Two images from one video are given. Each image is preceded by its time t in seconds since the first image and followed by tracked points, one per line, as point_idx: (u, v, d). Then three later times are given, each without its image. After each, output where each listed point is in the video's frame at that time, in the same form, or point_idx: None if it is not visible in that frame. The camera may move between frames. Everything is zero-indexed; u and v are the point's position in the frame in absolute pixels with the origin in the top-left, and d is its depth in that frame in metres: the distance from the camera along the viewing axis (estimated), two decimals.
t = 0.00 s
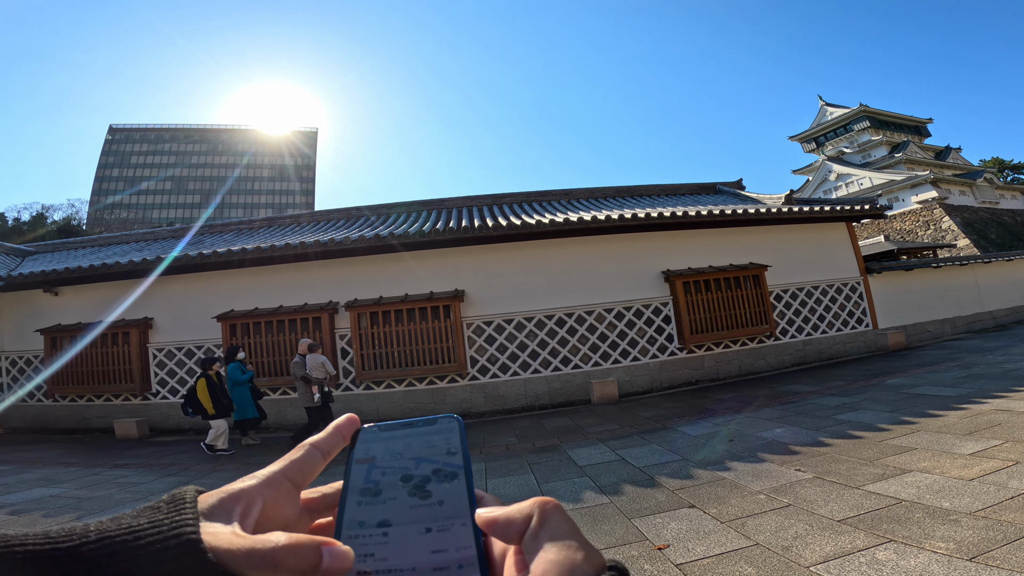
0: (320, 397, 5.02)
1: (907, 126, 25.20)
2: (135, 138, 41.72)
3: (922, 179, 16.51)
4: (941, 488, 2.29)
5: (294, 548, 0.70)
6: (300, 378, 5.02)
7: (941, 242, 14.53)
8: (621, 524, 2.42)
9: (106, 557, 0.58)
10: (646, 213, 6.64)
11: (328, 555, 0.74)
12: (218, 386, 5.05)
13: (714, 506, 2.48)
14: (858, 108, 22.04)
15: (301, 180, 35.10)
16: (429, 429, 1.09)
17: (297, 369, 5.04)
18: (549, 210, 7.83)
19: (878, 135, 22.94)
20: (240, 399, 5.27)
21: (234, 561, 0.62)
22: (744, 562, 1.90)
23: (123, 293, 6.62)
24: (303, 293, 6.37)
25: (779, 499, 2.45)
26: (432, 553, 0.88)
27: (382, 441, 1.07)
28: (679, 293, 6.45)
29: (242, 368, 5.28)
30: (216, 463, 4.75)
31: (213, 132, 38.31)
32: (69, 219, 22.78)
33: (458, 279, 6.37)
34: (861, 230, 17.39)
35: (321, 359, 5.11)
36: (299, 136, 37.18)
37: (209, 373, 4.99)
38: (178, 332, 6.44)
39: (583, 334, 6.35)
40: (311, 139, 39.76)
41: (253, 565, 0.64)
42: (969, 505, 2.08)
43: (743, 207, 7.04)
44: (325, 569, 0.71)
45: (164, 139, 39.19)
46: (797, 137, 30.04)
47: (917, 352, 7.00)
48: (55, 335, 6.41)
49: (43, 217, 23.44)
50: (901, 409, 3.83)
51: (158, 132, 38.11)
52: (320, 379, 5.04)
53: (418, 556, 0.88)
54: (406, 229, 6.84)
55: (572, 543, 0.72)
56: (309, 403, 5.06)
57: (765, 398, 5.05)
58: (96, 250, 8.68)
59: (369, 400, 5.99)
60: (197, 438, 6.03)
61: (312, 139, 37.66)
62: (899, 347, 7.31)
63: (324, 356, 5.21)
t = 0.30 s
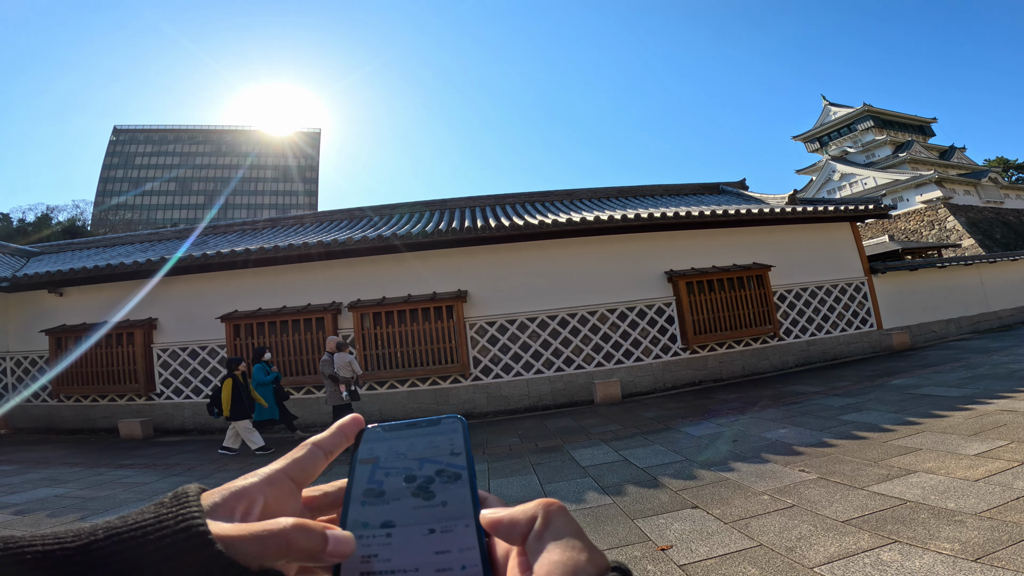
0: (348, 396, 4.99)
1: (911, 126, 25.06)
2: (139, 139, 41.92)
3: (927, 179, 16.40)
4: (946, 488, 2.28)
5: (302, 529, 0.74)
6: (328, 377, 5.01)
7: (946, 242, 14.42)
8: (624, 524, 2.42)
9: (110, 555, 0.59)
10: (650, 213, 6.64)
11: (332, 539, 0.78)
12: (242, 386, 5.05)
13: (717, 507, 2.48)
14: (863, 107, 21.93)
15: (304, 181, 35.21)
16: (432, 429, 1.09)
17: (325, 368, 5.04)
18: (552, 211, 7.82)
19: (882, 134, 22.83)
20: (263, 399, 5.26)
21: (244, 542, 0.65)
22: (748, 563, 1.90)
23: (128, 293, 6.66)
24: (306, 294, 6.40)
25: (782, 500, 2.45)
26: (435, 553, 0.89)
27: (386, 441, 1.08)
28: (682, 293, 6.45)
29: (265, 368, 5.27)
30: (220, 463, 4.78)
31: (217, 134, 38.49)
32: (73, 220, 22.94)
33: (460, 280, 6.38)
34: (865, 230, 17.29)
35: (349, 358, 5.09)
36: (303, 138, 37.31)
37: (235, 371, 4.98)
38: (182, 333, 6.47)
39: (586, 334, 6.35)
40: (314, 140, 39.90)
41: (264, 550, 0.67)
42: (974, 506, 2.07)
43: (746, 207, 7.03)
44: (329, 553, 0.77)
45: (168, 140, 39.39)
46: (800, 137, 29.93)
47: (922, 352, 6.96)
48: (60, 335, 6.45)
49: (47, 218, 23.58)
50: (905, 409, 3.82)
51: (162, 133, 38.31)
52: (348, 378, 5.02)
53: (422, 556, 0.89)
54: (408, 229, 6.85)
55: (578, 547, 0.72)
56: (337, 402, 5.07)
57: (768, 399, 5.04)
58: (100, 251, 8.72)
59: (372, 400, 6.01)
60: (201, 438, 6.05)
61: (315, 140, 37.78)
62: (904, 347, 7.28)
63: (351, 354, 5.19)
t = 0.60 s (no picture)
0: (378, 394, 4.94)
1: (912, 125, 25.02)
2: (140, 139, 42.00)
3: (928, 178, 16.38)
4: (948, 488, 2.28)
5: (340, 566, 0.71)
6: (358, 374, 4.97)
7: (947, 242, 14.40)
8: (626, 524, 2.42)
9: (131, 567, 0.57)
10: (650, 212, 6.64)
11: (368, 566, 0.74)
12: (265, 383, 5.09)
13: (719, 507, 2.48)
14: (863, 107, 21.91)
15: (304, 181, 35.23)
16: (440, 436, 1.10)
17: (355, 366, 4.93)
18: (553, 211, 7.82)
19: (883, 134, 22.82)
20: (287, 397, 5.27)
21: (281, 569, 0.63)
22: (749, 563, 1.90)
23: (128, 293, 6.67)
24: (307, 294, 6.40)
25: (784, 500, 2.44)
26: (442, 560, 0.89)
27: (393, 448, 1.08)
28: (682, 293, 6.44)
29: (287, 365, 5.30)
30: (221, 463, 4.78)
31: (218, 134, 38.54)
32: (73, 220, 22.97)
33: (460, 280, 6.37)
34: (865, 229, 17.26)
35: (378, 356, 5.07)
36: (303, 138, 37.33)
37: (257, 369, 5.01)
38: (183, 333, 6.48)
39: (587, 334, 6.35)
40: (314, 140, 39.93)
41: None
42: (976, 506, 2.07)
43: (747, 207, 7.02)
44: None
45: (169, 140, 39.48)
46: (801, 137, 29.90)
47: (923, 352, 6.95)
48: (61, 335, 6.46)
49: (48, 218, 23.62)
50: (907, 409, 3.81)
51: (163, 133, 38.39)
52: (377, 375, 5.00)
53: (430, 563, 0.88)
54: (409, 229, 6.86)
55: (583, 552, 0.72)
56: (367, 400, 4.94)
57: (770, 399, 5.04)
58: (101, 251, 8.74)
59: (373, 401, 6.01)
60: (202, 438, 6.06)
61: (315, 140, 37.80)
62: (905, 347, 7.27)
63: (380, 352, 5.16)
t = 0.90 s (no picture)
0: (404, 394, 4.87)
1: (912, 124, 25.00)
2: (140, 139, 42.01)
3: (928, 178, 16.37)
4: (950, 489, 2.27)
5: None
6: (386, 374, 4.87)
7: (947, 241, 14.38)
8: (627, 524, 2.43)
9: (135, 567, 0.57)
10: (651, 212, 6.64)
11: None
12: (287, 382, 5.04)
13: (720, 507, 2.48)
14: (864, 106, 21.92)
15: (304, 182, 35.25)
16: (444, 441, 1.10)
17: (383, 363, 4.85)
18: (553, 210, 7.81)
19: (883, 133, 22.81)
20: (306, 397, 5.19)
21: None
22: (751, 563, 1.90)
23: (129, 293, 6.67)
24: (307, 294, 6.40)
25: (785, 500, 2.44)
26: (445, 565, 0.89)
27: (397, 454, 1.09)
28: (683, 293, 6.45)
29: (308, 366, 5.16)
30: (221, 464, 4.78)
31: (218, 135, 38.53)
32: (74, 220, 22.97)
33: (461, 280, 6.37)
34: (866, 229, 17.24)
35: (406, 355, 5.01)
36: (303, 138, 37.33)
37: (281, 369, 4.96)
38: (183, 333, 6.48)
39: (588, 334, 6.34)
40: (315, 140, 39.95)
41: None
42: (977, 506, 2.07)
43: (747, 207, 7.03)
44: None
45: (169, 140, 39.47)
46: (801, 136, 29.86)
47: (924, 352, 6.94)
48: (62, 335, 6.46)
49: (48, 218, 23.65)
50: (908, 409, 3.81)
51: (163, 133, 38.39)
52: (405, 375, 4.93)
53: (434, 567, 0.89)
54: (409, 229, 6.86)
55: (586, 557, 0.71)
56: (391, 399, 4.85)
57: (771, 398, 5.03)
58: (102, 251, 8.76)
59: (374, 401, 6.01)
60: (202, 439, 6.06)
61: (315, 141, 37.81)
62: (906, 347, 7.27)
63: (407, 352, 5.15)
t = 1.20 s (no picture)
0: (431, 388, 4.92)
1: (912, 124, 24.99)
2: (139, 138, 41.97)
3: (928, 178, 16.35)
4: (950, 489, 2.28)
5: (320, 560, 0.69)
6: (412, 369, 4.94)
7: (948, 241, 14.36)
8: (627, 524, 2.42)
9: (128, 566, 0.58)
10: (651, 212, 6.64)
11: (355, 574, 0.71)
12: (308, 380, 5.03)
13: (720, 507, 2.48)
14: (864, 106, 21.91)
15: (304, 182, 35.24)
16: (444, 444, 1.09)
17: (409, 360, 4.96)
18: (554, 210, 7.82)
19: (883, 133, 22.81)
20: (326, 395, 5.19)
21: None
22: (751, 563, 1.91)
23: (129, 293, 6.67)
24: (307, 294, 6.41)
25: (786, 500, 2.44)
26: (445, 569, 0.89)
27: (396, 455, 1.08)
28: (683, 292, 6.45)
29: (327, 363, 5.22)
30: (221, 464, 4.78)
31: (218, 135, 38.51)
32: (74, 220, 22.98)
33: (461, 280, 6.37)
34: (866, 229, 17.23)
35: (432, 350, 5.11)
36: (303, 138, 37.32)
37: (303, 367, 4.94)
38: (183, 333, 6.48)
39: (588, 334, 6.34)
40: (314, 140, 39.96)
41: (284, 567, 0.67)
42: (979, 506, 2.07)
43: (747, 207, 7.02)
44: None
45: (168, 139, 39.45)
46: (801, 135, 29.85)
47: (925, 351, 6.94)
48: (62, 335, 6.46)
49: (47, 218, 23.64)
50: (909, 408, 3.81)
51: (163, 133, 38.37)
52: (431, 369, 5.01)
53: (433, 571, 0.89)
54: (409, 229, 6.86)
55: (584, 563, 0.71)
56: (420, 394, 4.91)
57: (771, 398, 5.03)
58: (102, 251, 8.76)
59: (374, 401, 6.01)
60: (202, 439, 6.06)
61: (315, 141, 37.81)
62: (907, 346, 7.27)
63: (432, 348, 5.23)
